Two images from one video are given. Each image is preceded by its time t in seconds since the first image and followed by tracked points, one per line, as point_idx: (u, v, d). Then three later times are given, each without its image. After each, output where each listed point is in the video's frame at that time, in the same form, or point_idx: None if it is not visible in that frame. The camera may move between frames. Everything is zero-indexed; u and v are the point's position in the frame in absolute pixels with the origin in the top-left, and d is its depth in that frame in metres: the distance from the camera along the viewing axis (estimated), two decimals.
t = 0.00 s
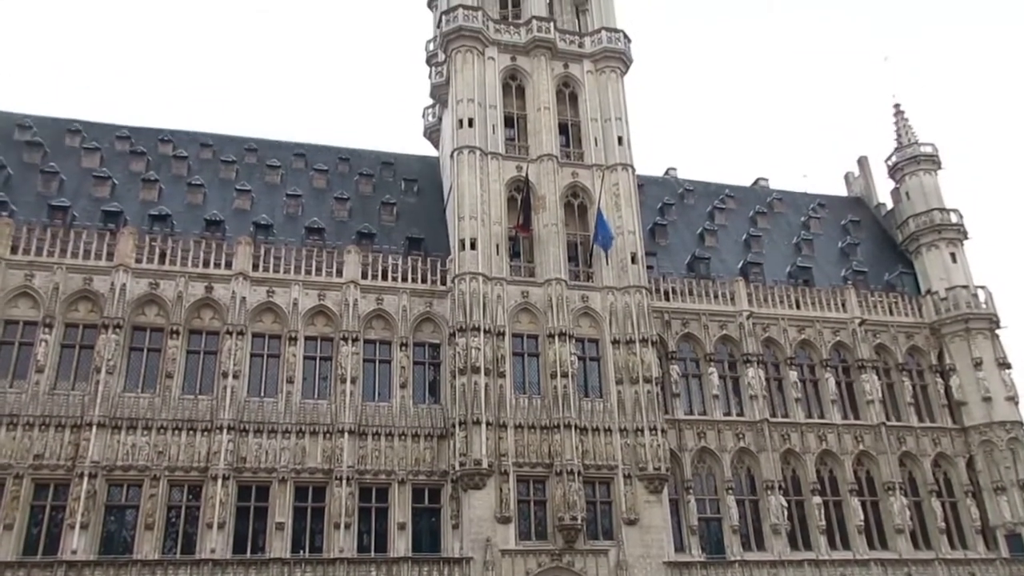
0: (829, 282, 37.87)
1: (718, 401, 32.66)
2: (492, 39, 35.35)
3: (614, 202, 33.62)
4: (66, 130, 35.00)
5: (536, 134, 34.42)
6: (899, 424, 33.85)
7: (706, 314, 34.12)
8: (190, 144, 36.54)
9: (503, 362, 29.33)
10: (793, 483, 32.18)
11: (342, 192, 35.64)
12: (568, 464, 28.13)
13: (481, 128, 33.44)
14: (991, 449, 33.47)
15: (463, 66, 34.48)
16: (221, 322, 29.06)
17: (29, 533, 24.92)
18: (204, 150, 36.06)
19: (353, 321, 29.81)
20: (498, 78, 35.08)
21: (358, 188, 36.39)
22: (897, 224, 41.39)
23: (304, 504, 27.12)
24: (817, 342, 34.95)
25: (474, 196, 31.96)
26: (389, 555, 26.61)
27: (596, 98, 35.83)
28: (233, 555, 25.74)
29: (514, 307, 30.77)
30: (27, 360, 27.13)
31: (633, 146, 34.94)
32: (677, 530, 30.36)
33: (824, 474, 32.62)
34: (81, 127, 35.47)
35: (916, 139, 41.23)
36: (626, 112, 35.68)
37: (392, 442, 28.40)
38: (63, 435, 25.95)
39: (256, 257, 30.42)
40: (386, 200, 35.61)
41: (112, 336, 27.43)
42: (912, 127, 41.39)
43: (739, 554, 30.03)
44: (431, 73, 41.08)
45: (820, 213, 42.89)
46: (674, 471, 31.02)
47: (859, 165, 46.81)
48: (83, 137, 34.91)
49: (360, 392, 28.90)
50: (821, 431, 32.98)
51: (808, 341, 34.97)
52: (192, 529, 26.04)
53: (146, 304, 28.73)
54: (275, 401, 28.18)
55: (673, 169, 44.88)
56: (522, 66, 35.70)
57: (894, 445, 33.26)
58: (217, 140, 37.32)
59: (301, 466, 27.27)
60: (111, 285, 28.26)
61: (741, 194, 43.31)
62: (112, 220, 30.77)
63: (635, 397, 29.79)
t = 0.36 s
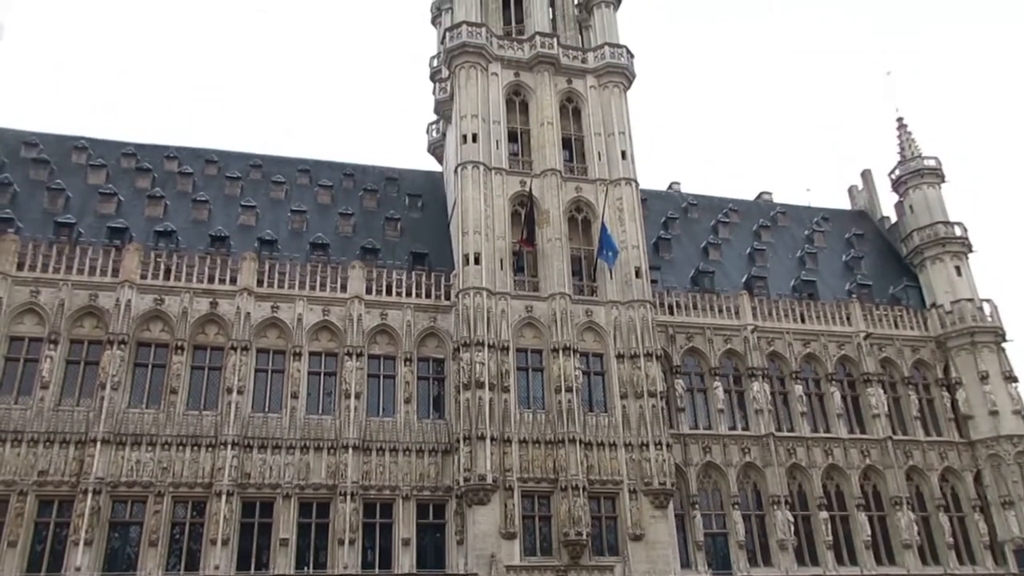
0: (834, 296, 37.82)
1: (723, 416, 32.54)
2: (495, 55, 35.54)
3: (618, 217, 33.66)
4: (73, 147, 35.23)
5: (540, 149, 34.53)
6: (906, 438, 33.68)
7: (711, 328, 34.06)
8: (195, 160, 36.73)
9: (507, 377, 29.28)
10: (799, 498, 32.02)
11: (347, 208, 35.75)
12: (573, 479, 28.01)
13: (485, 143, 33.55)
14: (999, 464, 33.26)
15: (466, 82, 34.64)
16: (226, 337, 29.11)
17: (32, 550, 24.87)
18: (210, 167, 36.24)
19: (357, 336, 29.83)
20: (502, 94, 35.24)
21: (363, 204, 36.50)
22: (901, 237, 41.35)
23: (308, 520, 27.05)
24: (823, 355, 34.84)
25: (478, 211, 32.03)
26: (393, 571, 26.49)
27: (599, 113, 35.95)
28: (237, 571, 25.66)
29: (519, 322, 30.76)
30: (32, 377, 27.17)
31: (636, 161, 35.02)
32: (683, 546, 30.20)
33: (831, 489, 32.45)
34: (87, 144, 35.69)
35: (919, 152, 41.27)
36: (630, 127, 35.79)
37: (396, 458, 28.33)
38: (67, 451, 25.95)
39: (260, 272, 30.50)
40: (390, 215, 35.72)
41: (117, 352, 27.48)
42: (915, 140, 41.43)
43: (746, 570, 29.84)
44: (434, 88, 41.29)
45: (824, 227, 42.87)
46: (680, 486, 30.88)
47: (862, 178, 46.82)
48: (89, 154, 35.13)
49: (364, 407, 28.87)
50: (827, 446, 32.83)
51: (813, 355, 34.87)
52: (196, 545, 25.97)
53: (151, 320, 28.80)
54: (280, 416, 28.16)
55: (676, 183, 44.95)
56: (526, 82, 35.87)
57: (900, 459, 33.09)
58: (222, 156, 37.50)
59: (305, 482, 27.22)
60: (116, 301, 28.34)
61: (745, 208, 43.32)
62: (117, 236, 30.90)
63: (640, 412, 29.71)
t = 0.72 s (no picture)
0: (836, 305, 37.81)
1: (725, 426, 32.48)
2: (496, 65, 35.67)
3: (619, 227, 33.69)
4: (75, 157, 35.32)
5: (541, 159, 34.59)
6: (908, 448, 33.59)
7: (712, 337, 34.04)
8: (196, 171, 36.81)
9: (508, 387, 29.23)
10: (802, 508, 31.91)
11: (348, 218, 35.80)
12: (574, 489, 27.93)
13: (486, 153, 33.61)
14: (1002, 473, 33.16)
15: (467, 92, 34.74)
16: (227, 347, 29.11)
17: (32, 561, 24.81)
18: (211, 177, 36.31)
19: (358, 346, 29.81)
20: (503, 104, 35.33)
21: (364, 214, 36.55)
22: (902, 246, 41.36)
23: (309, 530, 26.98)
24: (824, 365, 34.80)
25: (478, 221, 32.07)
26: None
27: (600, 123, 36.04)
28: None
29: (520, 332, 30.75)
30: (33, 387, 27.16)
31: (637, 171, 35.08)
32: (684, 556, 30.09)
33: (833, 499, 32.34)
34: (89, 155, 35.78)
35: (919, 162, 41.33)
36: (630, 137, 35.86)
37: (397, 468, 28.28)
38: (68, 462, 25.92)
39: (262, 282, 30.52)
40: (391, 225, 35.75)
41: (118, 362, 27.47)
42: (915, 150, 41.50)
43: None
44: (436, 99, 41.41)
45: (825, 236, 42.87)
46: (681, 496, 30.80)
47: (863, 187, 46.88)
48: (91, 164, 35.21)
49: (365, 417, 28.84)
50: (829, 456, 32.75)
51: (815, 364, 34.83)
52: (197, 556, 25.89)
53: (152, 330, 28.81)
54: (280, 427, 28.13)
55: (677, 193, 45.01)
56: (527, 92, 35.98)
57: (902, 469, 32.99)
58: (224, 166, 37.59)
59: (305, 492, 27.16)
60: (117, 311, 28.35)
61: (745, 218, 43.35)
62: (119, 246, 30.95)
63: (641, 422, 29.64)
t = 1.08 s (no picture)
0: (838, 321, 37.77)
1: (727, 442, 32.36)
2: (498, 82, 35.85)
3: (620, 242, 33.73)
4: (78, 174, 35.45)
5: (542, 175, 34.69)
6: (912, 465, 33.44)
7: (714, 353, 33.99)
8: (199, 187, 36.92)
9: (510, 403, 29.16)
10: (805, 525, 31.73)
11: (350, 234, 35.87)
12: (577, 506, 27.80)
13: (487, 169, 33.71)
14: (1006, 490, 32.97)
15: (469, 109, 34.91)
16: (229, 364, 29.09)
17: None
18: (214, 193, 36.42)
19: (360, 362, 29.79)
20: (504, 121, 35.48)
21: (366, 230, 36.61)
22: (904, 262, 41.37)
23: (310, 547, 26.83)
24: (827, 381, 34.71)
25: (480, 237, 32.11)
26: None
27: (601, 140, 36.17)
28: None
29: (521, 348, 30.71)
30: (34, 403, 27.12)
31: (638, 187, 35.17)
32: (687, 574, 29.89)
33: (836, 516, 32.16)
34: (92, 171, 35.90)
35: (920, 178, 41.41)
36: (632, 153, 35.98)
37: (399, 485, 28.18)
38: (68, 478, 25.85)
39: (264, 298, 30.55)
40: (393, 241, 35.80)
41: (119, 378, 27.44)
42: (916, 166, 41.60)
43: None
44: (438, 116, 41.59)
45: (826, 252, 42.89)
46: (684, 513, 30.64)
47: (863, 203, 46.97)
48: (94, 181, 35.34)
49: (366, 434, 28.76)
50: (832, 472, 32.60)
51: (817, 380, 34.74)
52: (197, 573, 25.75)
53: (154, 346, 28.80)
54: (282, 443, 28.06)
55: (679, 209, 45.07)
56: (528, 109, 36.14)
57: (906, 485, 32.83)
58: (226, 183, 37.71)
59: (306, 509, 27.04)
60: (119, 327, 28.36)
61: (747, 234, 43.38)
62: (121, 262, 31.00)
63: (644, 438, 29.54)
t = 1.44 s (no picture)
0: (840, 336, 37.71)
1: (731, 458, 32.22)
2: (499, 99, 36.02)
3: (622, 259, 33.76)
4: (81, 193, 35.57)
5: (544, 192, 34.76)
6: (916, 481, 33.26)
7: (717, 369, 33.92)
8: (201, 205, 37.02)
9: (512, 420, 29.07)
10: (810, 543, 31.52)
11: (352, 251, 35.92)
12: (579, 524, 27.65)
13: (489, 186, 33.79)
14: (1012, 507, 32.78)
15: (470, 126, 35.05)
16: (230, 381, 29.05)
17: None
18: (216, 211, 36.52)
19: (362, 379, 29.74)
20: (505, 138, 35.61)
21: (368, 247, 36.67)
22: (906, 278, 41.36)
23: (311, 566, 26.67)
24: (830, 397, 34.60)
25: (482, 253, 32.14)
26: None
27: (602, 157, 36.28)
28: None
29: (524, 365, 30.66)
30: (36, 422, 27.08)
31: (639, 203, 35.24)
32: None
33: (841, 533, 31.96)
34: (95, 190, 36.01)
35: (921, 193, 41.47)
36: (633, 169, 36.09)
37: (401, 503, 28.05)
38: (69, 497, 25.76)
39: (266, 315, 30.57)
40: (395, 258, 35.84)
41: (121, 396, 27.41)
42: (917, 182, 41.66)
43: None
44: (439, 133, 41.76)
45: (828, 268, 42.87)
46: (687, 530, 30.46)
47: (865, 219, 47.02)
48: (97, 199, 35.45)
49: (368, 451, 28.67)
50: (836, 489, 32.43)
51: (820, 396, 34.64)
52: None
53: (156, 364, 28.78)
54: (283, 461, 27.98)
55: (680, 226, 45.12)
56: (529, 126, 36.28)
57: (911, 502, 32.64)
58: (229, 201, 37.82)
59: (307, 527, 26.92)
60: (121, 345, 28.37)
61: (748, 250, 43.39)
62: (124, 280, 31.04)
63: (646, 455, 29.42)
